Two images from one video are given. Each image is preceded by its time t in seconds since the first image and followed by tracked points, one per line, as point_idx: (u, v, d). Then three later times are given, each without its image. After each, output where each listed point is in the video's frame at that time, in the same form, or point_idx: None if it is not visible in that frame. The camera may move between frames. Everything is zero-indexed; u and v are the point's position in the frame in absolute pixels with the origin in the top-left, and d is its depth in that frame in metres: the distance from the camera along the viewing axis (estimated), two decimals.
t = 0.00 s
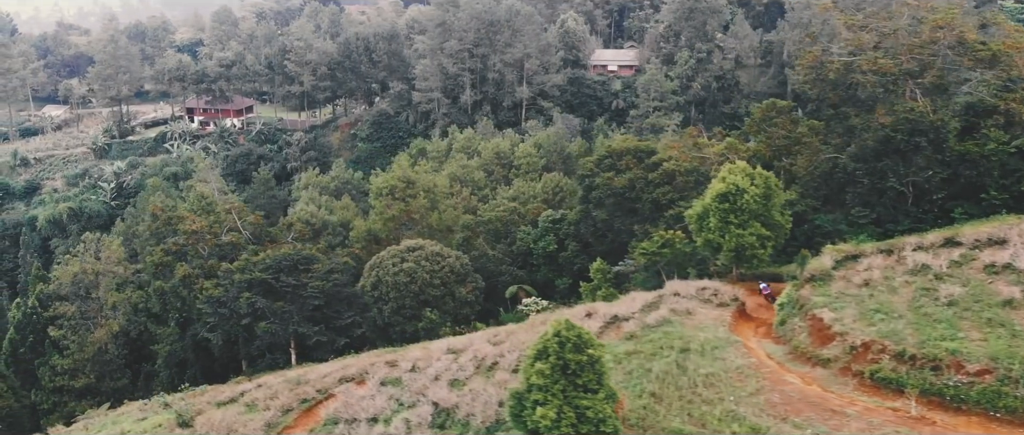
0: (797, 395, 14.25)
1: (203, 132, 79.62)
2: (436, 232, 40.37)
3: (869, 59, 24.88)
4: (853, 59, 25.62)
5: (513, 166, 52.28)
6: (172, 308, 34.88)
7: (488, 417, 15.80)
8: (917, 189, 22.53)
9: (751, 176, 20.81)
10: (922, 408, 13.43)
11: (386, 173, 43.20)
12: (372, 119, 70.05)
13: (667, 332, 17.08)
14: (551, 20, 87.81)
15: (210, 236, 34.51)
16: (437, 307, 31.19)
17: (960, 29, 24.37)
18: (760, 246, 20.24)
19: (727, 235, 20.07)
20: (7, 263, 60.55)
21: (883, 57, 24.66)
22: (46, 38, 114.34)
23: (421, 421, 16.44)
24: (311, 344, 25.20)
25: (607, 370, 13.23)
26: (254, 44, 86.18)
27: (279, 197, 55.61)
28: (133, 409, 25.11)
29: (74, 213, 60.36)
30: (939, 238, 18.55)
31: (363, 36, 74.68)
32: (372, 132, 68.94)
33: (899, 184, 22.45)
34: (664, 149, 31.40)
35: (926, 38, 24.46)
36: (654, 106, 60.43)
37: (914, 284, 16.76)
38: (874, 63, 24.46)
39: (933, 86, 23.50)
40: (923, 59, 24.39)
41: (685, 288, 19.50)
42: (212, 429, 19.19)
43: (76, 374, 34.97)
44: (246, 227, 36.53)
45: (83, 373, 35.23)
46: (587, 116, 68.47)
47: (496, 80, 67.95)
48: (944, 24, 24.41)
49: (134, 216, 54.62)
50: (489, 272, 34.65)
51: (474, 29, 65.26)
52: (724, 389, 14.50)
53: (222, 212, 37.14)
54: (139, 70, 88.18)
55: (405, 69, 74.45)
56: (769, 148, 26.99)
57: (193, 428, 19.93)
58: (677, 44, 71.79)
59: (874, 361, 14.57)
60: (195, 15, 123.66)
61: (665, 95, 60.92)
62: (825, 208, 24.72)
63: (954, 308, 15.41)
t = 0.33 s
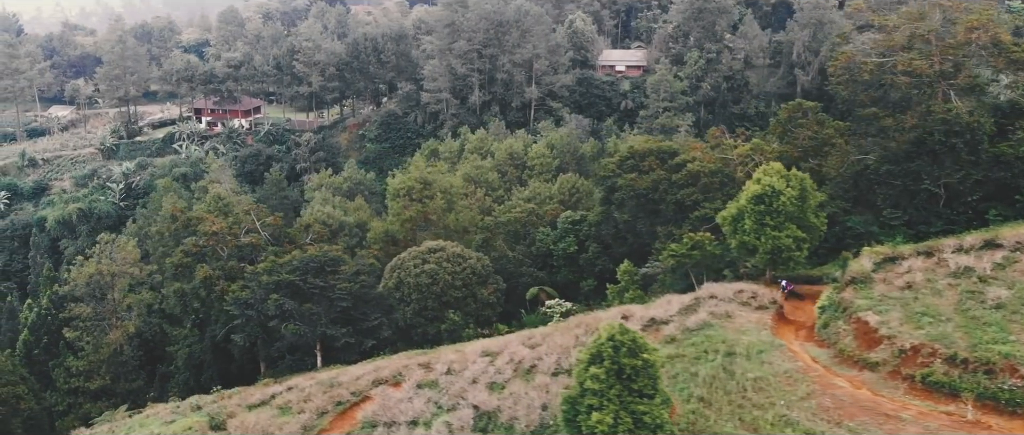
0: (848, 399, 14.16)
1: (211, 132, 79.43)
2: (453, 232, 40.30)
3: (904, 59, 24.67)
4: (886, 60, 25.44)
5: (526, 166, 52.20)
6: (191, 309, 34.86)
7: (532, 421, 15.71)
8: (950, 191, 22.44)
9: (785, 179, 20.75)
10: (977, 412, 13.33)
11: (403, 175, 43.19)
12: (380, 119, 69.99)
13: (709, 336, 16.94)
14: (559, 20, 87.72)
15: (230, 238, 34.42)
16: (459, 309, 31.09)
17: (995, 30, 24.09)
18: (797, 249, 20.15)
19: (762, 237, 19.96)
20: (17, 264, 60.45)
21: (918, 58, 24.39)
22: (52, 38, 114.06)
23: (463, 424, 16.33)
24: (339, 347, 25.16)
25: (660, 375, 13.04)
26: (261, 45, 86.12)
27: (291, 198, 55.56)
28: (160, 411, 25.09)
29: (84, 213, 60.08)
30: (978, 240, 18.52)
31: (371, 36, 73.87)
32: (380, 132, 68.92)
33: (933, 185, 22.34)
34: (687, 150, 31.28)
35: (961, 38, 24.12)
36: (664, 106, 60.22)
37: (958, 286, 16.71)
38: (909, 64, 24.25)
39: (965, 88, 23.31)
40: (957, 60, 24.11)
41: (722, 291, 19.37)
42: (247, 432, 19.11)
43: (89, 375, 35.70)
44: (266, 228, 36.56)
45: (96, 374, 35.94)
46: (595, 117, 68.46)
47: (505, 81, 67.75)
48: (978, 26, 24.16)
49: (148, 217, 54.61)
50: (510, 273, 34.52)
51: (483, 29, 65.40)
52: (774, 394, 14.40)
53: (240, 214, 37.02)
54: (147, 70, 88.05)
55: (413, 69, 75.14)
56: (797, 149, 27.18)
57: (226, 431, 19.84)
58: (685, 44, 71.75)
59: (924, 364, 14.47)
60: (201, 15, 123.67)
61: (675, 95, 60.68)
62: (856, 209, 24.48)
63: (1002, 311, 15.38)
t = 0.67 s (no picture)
0: (897, 402, 14.12)
1: (219, 132, 79.23)
2: (469, 233, 40.32)
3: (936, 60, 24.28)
4: (918, 61, 24.92)
5: (538, 167, 52.20)
6: (209, 310, 34.83)
7: (574, 424, 15.64)
8: (981, 192, 22.39)
9: (818, 180, 20.65)
10: None
11: (417, 175, 43.18)
12: (388, 119, 69.66)
13: (749, 339, 16.87)
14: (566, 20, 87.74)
15: (249, 239, 34.37)
16: (480, 309, 31.00)
17: None
18: (830, 250, 20.09)
19: (796, 239, 19.97)
20: (25, 264, 60.30)
21: (951, 59, 24.07)
22: (58, 38, 113.77)
23: (502, 427, 16.24)
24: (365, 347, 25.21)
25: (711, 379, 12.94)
26: (267, 45, 86.01)
27: (302, 198, 55.56)
28: (185, 413, 25.13)
29: (93, 214, 59.81)
30: (1014, 241, 18.52)
31: (378, 37, 74.08)
32: (388, 133, 68.56)
33: (964, 185, 22.40)
34: (708, 151, 31.21)
35: (993, 39, 24.25)
36: (673, 106, 60.09)
37: (1000, 289, 16.71)
38: (942, 65, 23.81)
39: (997, 88, 23.48)
40: (988, 60, 24.13)
41: (756, 293, 19.28)
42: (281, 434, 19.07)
43: (103, 375, 36.23)
44: (283, 228, 36.34)
45: (110, 374, 36.43)
46: (603, 117, 68.49)
47: (513, 81, 67.35)
48: (1011, 27, 24.25)
49: (159, 217, 54.51)
50: (529, 274, 34.47)
51: (491, 29, 65.17)
52: (821, 397, 14.36)
53: (258, 215, 36.99)
54: (154, 69, 87.87)
55: (421, 70, 74.95)
56: (821, 150, 27.21)
57: (258, 433, 19.81)
58: (694, 44, 71.70)
59: (971, 367, 14.45)
60: (205, 16, 123.57)
61: (685, 95, 60.11)
62: (883, 211, 24.38)
63: None
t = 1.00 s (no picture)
0: (948, 405, 14.07)
1: (227, 133, 79.01)
2: (486, 234, 40.33)
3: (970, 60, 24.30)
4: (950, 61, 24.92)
5: (551, 167, 52.15)
6: (227, 311, 34.80)
7: (619, 427, 15.44)
8: (1014, 194, 22.45)
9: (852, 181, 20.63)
10: None
11: (432, 176, 43.18)
12: (395, 120, 68.90)
13: (791, 341, 16.81)
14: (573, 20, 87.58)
15: (269, 239, 34.31)
16: (502, 311, 30.90)
17: None
18: (866, 252, 20.05)
19: (832, 241, 19.94)
20: (35, 265, 60.11)
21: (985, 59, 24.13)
22: (64, 38, 113.59)
23: (545, 429, 16.09)
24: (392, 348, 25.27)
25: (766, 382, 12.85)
26: (275, 45, 85.91)
27: (314, 198, 55.50)
28: (211, 415, 25.18)
29: (102, 214, 59.58)
30: None
31: (387, 37, 73.42)
32: (396, 133, 68.01)
33: (999, 188, 22.55)
34: (731, 151, 31.22)
35: None
36: (682, 106, 59.99)
37: None
38: (976, 66, 23.89)
39: None
40: (1020, 61, 24.32)
41: (793, 296, 19.22)
42: None
43: (119, 376, 36.44)
44: (303, 229, 36.28)
45: (126, 375, 36.62)
46: (612, 117, 68.43)
47: (522, 81, 67.16)
48: None
49: (171, 218, 54.47)
50: (549, 276, 34.35)
51: (500, 29, 65.18)
52: (871, 401, 14.32)
53: (277, 215, 36.94)
54: (162, 69, 87.75)
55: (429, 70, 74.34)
56: (847, 150, 27.21)
57: None
58: (702, 44, 71.65)
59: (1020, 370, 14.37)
60: (211, 16, 123.40)
61: (694, 95, 60.34)
62: (914, 212, 24.34)
63: None
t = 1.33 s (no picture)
0: (999, 407, 14.04)
1: (235, 133, 78.78)
2: (503, 235, 40.45)
3: (1005, 61, 24.41)
4: (983, 62, 25.17)
5: (564, 167, 52.09)
6: (248, 312, 34.86)
7: (664, 430, 15.36)
8: None
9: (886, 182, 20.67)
10: None
11: (449, 176, 43.14)
12: (404, 120, 68.86)
13: (835, 343, 16.77)
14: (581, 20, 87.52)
15: (289, 239, 34.32)
16: (524, 312, 30.84)
17: None
18: (902, 253, 20.12)
19: (869, 242, 19.96)
20: (45, 265, 59.92)
21: (1019, 60, 24.23)
22: (71, 38, 113.64)
23: (587, 432, 15.97)
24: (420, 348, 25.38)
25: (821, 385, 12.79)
26: (282, 46, 85.80)
27: (325, 198, 55.36)
28: (239, 416, 25.24)
29: (112, 214, 59.44)
30: None
31: (395, 37, 73.28)
32: (405, 133, 68.09)
33: None
34: (754, 151, 31.21)
35: None
36: (692, 106, 59.88)
37: None
38: (1010, 66, 24.05)
39: None
40: None
41: (831, 297, 19.17)
42: None
43: (136, 376, 36.41)
44: (322, 230, 36.40)
45: (143, 375, 36.63)
46: (621, 117, 68.38)
47: (531, 81, 67.00)
48: None
49: (183, 219, 54.40)
50: (569, 277, 34.19)
51: (509, 29, 65.13)
52: (922, 403, 14.32)
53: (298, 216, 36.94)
54: (171, 69, 87.65)
55: (437, 70, 74.32)
56: (874, 151, 27.19)
57: None
58: (711, 44, 71.49)
59: None
60: (217, 16, 123.45)
61: (704, 95, 60.04)
62: (946, 213, 24.49)
63: None
